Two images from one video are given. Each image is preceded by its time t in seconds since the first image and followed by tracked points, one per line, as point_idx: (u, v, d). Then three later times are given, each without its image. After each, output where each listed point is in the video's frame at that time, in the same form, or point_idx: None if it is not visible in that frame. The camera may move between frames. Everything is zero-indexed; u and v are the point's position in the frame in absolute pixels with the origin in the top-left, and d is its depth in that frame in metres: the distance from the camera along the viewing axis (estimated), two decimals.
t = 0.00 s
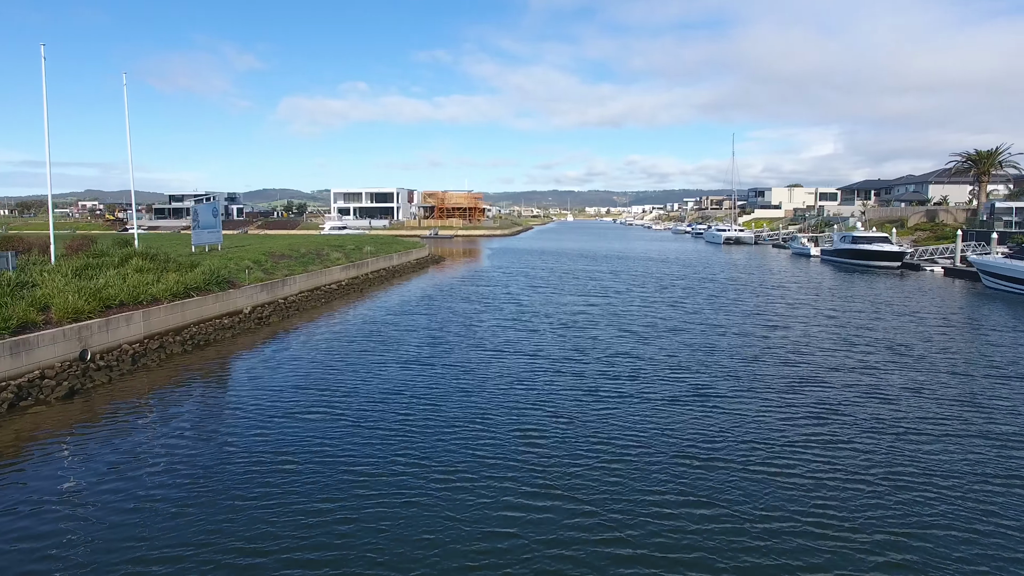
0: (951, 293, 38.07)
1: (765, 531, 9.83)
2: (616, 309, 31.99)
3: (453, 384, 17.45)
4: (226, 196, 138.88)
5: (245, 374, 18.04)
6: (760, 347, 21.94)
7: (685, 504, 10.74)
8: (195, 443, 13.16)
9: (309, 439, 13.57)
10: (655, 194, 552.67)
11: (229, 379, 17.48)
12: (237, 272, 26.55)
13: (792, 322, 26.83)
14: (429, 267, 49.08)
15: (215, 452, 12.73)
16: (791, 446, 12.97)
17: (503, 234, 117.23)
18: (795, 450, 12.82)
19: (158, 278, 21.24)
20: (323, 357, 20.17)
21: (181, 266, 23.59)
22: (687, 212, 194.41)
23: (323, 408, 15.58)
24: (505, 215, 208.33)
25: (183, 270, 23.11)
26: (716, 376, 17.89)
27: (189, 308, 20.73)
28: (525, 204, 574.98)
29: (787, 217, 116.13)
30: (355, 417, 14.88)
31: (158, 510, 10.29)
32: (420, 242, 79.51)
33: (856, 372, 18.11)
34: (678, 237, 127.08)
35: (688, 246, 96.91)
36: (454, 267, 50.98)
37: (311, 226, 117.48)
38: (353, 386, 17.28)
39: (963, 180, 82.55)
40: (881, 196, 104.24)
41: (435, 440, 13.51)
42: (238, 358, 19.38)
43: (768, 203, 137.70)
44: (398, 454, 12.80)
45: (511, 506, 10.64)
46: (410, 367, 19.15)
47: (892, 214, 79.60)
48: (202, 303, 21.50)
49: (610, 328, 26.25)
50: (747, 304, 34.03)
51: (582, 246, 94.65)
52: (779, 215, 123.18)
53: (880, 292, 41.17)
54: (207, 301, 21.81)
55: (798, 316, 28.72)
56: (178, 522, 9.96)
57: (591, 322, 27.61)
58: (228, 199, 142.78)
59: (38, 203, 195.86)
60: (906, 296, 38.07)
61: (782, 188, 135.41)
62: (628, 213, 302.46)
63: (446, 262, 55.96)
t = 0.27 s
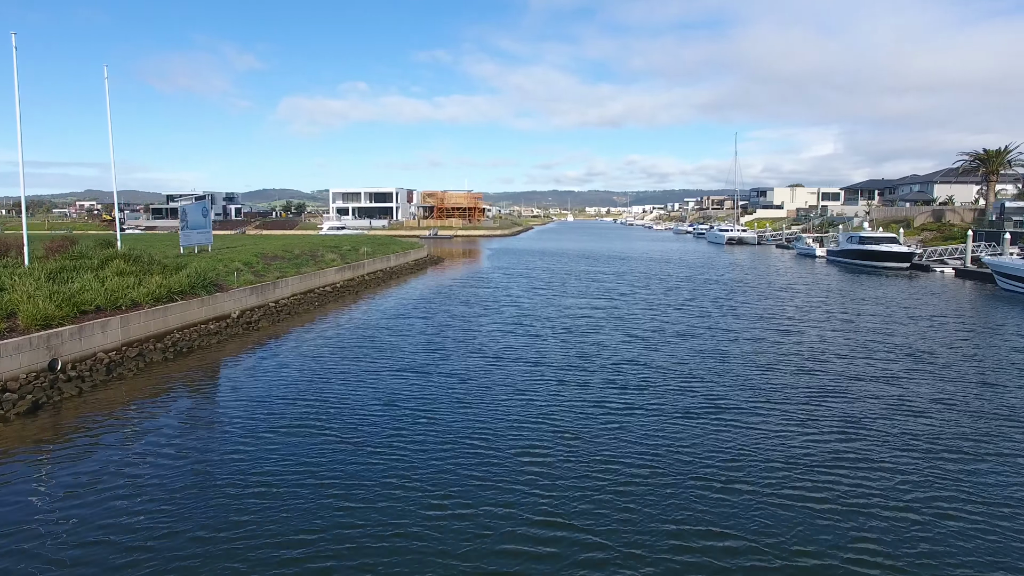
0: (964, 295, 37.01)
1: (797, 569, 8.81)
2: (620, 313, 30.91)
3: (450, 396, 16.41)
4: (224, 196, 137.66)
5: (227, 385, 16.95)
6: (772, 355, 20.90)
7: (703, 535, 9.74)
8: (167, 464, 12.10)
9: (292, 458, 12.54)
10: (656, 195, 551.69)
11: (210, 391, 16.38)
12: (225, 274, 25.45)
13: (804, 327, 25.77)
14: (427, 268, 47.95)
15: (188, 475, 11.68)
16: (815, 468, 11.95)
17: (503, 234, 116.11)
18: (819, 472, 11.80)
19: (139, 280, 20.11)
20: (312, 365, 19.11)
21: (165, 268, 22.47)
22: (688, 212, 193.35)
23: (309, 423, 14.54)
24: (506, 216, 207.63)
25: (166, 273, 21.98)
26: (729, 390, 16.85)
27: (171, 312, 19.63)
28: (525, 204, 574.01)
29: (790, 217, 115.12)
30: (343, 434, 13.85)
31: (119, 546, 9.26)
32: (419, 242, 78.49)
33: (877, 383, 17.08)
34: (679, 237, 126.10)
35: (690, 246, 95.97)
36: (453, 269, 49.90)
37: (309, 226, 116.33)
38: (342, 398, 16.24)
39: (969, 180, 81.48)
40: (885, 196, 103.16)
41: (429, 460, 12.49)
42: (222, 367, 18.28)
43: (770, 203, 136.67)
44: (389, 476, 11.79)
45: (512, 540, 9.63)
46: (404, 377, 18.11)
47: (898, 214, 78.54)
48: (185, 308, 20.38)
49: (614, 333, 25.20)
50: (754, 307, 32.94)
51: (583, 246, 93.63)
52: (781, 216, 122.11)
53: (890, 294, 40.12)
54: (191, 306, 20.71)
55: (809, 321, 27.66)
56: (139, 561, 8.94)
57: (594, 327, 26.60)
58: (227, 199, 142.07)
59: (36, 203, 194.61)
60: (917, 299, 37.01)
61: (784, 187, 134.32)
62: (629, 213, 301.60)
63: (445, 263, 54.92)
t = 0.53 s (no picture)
0: (978, 297, 35.97)
1: None
2: (624, 316, 29.81)
3: (446, 410, 15.34)
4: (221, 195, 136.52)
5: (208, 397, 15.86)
6: (788, 364, 19.81)
7: (727, 572, 8.71)
8: (135, 487, 11.05)
9: (273, 481, 11.48)
10: (656, 194, 550.74)
11: (189, 405, 15.28)
12: (213, 277, 24.36)
13: (818, 333, 24.68)
14: (425, 270, 46.81)
15: (157, 500, 10.63)
16: (846, 494, 10.89)
17: (504, 234, 115.00)
18: (851, 498, 10.75)
19: (118, 284, 19.00)
20: (301, 375, 18.03)
21: (148, 271, 21.38)
22: (689, 212, 192.17)
23: (294, 440, 13.48)
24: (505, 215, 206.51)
25: (149, 275, 20.87)
26: (745, 404, 15.77)
27: (152, 318, 18.55)
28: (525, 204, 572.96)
29: (792, 217, 114.06)
30: (330, 452, 12.78)
31: None
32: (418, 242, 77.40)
33: (903, 395, 16.00)
34: (681, 237, 125.05)
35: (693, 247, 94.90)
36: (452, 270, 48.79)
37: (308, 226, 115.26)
38: (331, 412, 15.16)
39: (975, 179, 80.34)
40: (888, 196, 102.13)
41: (422, 483, 11.44)
42: (203, 377, 17.18)
43: (772, 203, 135.63)
44: (378, 502, 10.74)
45: None
46: (398, 388, 17.03)
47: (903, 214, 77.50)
48: (167, 313, 19.28)
49: (620, 339, 24.11)
50: (764, 311, 31.82)
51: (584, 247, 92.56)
52: (784, 215, 120.99)
53: (901, 296, 39.08)
54: (174, 311, 19.61)
55: (822, 326, 26.55)
56: None
57: (599, 332, 25.58)
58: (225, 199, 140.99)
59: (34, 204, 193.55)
60: (930, 301, 35.93)
61: (788, 186, 132.98)
62: (629, 213, 300.51)
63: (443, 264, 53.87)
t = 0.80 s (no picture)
0: (994, 300, 34.91)
1: None
2: (629, 321, 28.74)
3: (441, 429, 14.38)
4: (220, 195, 135.49)
5: (187, 412, 14.83)
6: (803, 373, 18.79)
7: None
8: (99, 519, 10.04)
9: (252, 510, 10.48)
10: (656, 194, 549.66)
11: (165, 420, 14.23)
12: (199, 279, 23.28)
13: (831, 340, 23.65)
14: (423, 271, 45.71)
15: (121, 535, 9.63)
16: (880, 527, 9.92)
17: (504, 234, 113.92)
18: (887, 532, 9.77)
19: (94, 288, 17.90)
20: (288, 387, 17.03)
21: (129, 273, 20.27)
22: (690, 212, 191.01)
23: (277, 463, 12.51)
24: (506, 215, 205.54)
25: (129, 279, 19.76)
26: (758, 424, 14.83)
27: (130, 325, 17.45)
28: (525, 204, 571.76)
29: (795, 217, 112.95)
30: (315, 477, 11.79)
31: None
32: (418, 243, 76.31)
33: (929, 411, 14.99)
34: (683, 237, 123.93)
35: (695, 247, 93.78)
36: (452, 271, 47.67)
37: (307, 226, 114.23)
38: (318, 431, 14.19)
39: (981, 179, 79.21)
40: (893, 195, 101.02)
41: (415, 513, 10.49)
42: (183, 389, 16.12)
43: (775, 202, 134.52)
44: (367, 535, 9.79)
45: None
46: (391, 403, 16.04)
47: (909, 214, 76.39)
48: (148, 319, 18.19)
49: (625, 346, 23.08)
50: (772, 316, 30.78)
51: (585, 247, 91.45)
52: (786, 215, 119.84)
53: (913, 298, 38.02)
54: (155, 317, 18.51)
55: (835, 332, 25.52)
56: None
57: (604, 338, 24.55)
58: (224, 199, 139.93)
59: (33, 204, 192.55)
60: (943, 304, 34.85)
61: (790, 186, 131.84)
62: (629, 212, 299.41)
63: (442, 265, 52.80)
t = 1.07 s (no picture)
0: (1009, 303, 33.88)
1: None
2: (634, 326, 27.67)
3: (436, 448, 13.34)
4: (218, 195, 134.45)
5: (162, 429, 13.80)
6: (821, 384, 17.74)
7: None
8: (52, 554, 9.06)
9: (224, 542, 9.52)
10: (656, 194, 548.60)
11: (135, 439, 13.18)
12: (184, 282, 22.22)
13: (846, 347, 22.60)
14: (421, 272, 44.64)
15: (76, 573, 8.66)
16: (919, 565, 8.96)
17: (504, 234, 112.85)
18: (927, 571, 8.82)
19: (67, 293, 16.82)
20: (274, 400, 15.99)
21: (107, 276, 19.20)
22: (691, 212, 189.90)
23: (255, 485, 11.48)
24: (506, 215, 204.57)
25: (108, 282, 18.66)
26: (777, 443, 13.81)
27: (104, 332, 16.37)
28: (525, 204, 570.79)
29: (798, 217, 111.87)
30: (296, 503, 10.77)
31: None
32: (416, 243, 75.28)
33: (961, 426, 13.95)
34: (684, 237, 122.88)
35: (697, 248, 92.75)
36: (450, 272, 46.65)
37: (305, 226, 113.18)
38: (303, 449, 13.16)
39: (987, 179, 78.11)
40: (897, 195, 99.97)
41: (405, 547, 9.48)
42: (159, 403, 15.08)
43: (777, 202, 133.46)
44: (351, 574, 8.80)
45: None
46: (383, 418, 15.02)
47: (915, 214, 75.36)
48: (125, 325, 17.12)
49: (631, 353, 22.01)
50: (782, 321, 29.71)
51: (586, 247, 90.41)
52: (789, 215, 118.76)
53: (925, 301, 36.98)
54: (133, 323, 17.43)
55: (849, 338, 24.46)
56: None
57: (607, 344, 23.54)
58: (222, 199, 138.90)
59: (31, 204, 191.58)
60: (958, 307, 33.76)
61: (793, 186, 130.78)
62: (630, 212, 298.43)
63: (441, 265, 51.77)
